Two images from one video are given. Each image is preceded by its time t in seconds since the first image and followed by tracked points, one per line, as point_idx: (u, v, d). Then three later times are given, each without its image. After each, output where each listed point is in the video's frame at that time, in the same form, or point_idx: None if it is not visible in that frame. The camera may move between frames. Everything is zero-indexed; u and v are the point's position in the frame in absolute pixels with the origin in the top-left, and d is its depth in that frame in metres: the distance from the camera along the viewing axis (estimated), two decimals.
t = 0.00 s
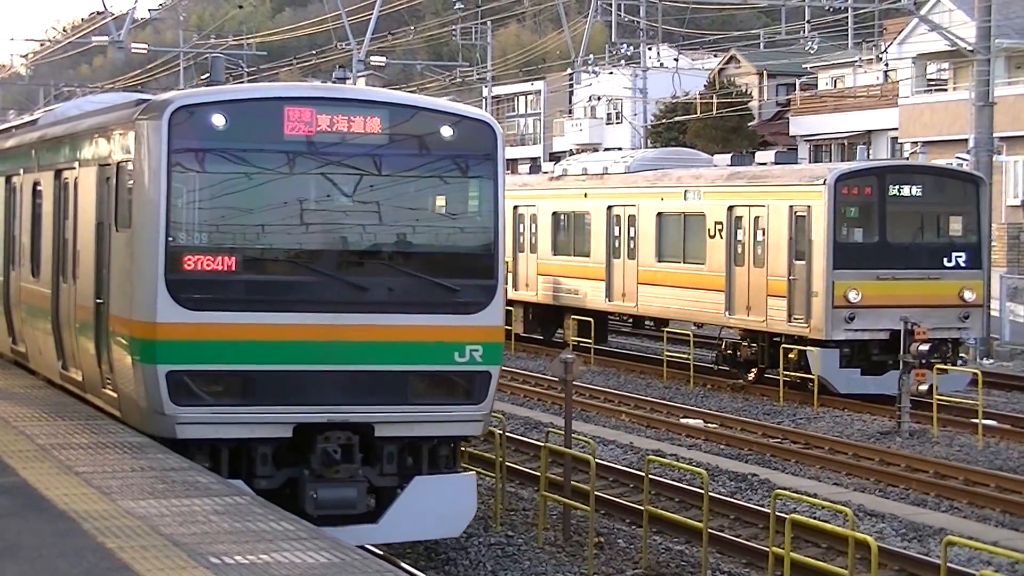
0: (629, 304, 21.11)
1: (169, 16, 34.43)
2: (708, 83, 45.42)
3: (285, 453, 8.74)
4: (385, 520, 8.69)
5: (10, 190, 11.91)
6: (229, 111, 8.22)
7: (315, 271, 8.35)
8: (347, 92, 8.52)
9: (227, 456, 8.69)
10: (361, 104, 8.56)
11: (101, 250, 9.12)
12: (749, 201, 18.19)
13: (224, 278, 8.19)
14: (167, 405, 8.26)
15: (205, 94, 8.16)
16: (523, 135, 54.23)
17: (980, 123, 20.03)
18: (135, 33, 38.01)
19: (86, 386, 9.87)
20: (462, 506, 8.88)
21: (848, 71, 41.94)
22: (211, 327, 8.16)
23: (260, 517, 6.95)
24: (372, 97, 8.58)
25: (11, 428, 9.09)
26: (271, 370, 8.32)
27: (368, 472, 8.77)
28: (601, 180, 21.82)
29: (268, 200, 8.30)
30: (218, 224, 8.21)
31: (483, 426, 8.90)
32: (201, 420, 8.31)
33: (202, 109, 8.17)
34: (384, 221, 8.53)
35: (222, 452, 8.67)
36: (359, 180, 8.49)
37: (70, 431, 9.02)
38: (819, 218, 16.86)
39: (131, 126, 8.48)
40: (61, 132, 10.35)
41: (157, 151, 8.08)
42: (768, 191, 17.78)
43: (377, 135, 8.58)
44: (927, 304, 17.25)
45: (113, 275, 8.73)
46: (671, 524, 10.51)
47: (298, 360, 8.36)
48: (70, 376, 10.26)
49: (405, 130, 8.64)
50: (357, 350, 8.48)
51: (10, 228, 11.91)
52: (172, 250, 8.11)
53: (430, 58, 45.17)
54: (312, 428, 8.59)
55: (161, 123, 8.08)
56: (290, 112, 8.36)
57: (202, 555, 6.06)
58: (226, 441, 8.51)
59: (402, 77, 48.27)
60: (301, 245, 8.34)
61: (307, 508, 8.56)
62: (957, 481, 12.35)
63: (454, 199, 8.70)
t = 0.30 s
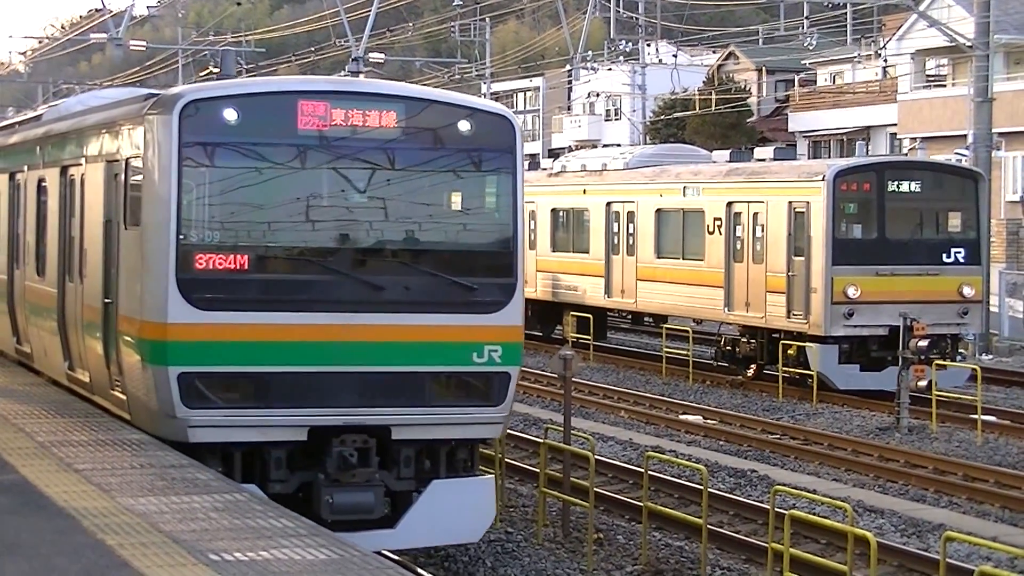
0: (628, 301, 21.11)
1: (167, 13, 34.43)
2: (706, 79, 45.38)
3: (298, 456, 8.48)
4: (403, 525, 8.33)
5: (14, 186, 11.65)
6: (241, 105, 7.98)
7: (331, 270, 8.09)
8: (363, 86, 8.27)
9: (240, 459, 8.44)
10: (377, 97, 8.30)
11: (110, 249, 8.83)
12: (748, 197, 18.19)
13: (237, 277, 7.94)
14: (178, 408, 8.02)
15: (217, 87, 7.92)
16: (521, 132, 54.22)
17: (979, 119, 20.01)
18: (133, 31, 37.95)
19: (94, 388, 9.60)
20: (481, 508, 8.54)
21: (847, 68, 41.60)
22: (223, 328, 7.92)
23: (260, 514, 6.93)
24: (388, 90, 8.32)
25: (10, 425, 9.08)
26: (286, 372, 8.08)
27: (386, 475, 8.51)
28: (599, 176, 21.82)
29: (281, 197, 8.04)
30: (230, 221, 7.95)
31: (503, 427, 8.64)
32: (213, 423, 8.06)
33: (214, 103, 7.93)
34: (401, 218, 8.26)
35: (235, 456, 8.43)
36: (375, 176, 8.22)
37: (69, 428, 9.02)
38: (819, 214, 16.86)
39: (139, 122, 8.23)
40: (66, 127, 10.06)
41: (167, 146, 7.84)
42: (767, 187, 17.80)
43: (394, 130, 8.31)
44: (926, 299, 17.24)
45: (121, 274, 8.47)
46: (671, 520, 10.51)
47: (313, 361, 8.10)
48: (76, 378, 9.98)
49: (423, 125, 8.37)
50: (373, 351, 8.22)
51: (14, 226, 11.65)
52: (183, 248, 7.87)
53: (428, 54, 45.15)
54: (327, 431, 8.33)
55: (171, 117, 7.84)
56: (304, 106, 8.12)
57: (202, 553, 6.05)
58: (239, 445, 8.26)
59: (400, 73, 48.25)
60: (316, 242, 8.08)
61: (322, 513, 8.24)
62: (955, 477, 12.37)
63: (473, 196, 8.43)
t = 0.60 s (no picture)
0: (626, 299, 21.11)
1: (164, 10, 34.41)
2: (705, 77, 45.40)
3: (314, 461, 8.22)
4: (422, 533, 8.07)
5: (18, 184, 11.38)
6: (255, 100, 7.72)
7: (349, 271, 7.82)
8: (381, 81, 7.99)
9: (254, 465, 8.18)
10: (395, 92, 8.01)
11: (119, 250, 8.54)
12: (746, 195, 18.19)
13: (251, 277, 7.67)
14: (191, 412, 7.73)
15: (230, 82, 7.66)
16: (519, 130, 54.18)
17: (977, 117, 20.01)
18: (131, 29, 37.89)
19: (102, 391, 9.29)
20: (503, 517, 8.27)
21: (845, 66, 41.71)
22: (238, 331, 7.65)
23: (257, 512, 6.91)
24: (406, 85, 8.04)
25: (6, 423, 9.07)
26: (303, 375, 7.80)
27: (404, 482, 8.24)
28: (597, 175, 21.81)
29: (296, 195, 7.78)
30: (244, 218, 7.68)
31: (524, 433, 8.35)
32: (227, 428, 7.78)
33: (227, 98, 7.66)
34: (420, 216, 7.99)
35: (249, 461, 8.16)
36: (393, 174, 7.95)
37: (65, 426, 9.00)
38: (817, 212, 16.87)
39: (149, 116, 7.97)
40: (72, 123, 9.75)
41: (179, 143, 7.57)
42: (765, 185, 17.79)
43: (413, 126, 8.03)
44: (925, 297, 17.20)
45: (129, 274, 8.20)
46: (668, 518, 10.50)
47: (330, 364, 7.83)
48: (84, 381, 9.69)
49: (443, 122, 8.09)
50: (391, 354, 7.94)
51: (18, 226, 11.37)
52: (196, 248, 7.59)
53: (426, 52, 45.14)
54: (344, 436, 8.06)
55: (183, 113, 7.58)
56: (320, 102, 7.86)
57: (199, 550, 6.05)
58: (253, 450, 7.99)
59: (397, 71, 48.24)
60: (333, 241, 7.81)
61: (339, 521, 7.99)
62: (953, 476, 12.37)
63: (493, 195, 8.16)
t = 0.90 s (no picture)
0: (626, 298, 21.12)
1: (166, 9, 34.47)
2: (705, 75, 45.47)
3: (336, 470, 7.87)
4: (448, 544, 7.71)
5: (26, 182, 11.30)
6: (277, 95, 7.39)
7: (373, 271, 7.48)
8: (407, 74, 7.67)
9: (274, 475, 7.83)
10: (422, 87, 7.68)
11: (134, 252, 8.27)
12: (746, 194, 18.19)
13: (273, 278, 7.33)
14: (210, 419, 7.39)
15: (251, 75, 7.34)
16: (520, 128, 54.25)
17: (978, 116, 20.01)
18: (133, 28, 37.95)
19: (116, 395, 9.07)
20: (531, 527, 7.92)
21: (846, 64, 41.79)
22: (259, 334, 7.31)
23: (258, 511, 6.90)
24: (434, 79, 7.71)
25: (6, 422, 9.07)
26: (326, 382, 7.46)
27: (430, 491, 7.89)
28: (598, 173, 21.82)
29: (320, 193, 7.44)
30: (263, 216, 7.34)
31: (554, 440, 8.03)
32: (247, 436, 7.44)
33: (247, 93, 7.33)
34: (447, 214, 7.66)
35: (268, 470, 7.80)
36: (419, 171, 7.61)
37: (66, 425, 9.00)
38: (817, 210, 16.88)
39: (166, 112, 7.64)
40: (85, 119, 9.56)
41: (198, 138, 7.24)
42: (765, 184, 17.78)
43: (441, 122, 7.71)
44: (926, 296, 17.18)
45: (145, 275, 7.89)
46: (668, 517, 10.50)
47: (355, 370, 7.50)
48: (96, 386, 9.47)
49: (471, 118, 7.76)
50: (418, 358, 7.60)
51: (26, 226, 11.25)
52: (215, 247, 7.26)
53: (427, 51, 45.20)
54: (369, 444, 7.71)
55: (202, 107, 7.25)
56: (344, 96, 7.53)
57: (199, 549, 6.05)
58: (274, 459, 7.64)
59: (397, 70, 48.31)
60: (358, 240, 7.48)
61: (363, 533, 7.61)
62: (954, 474, 12.37)
63: (523, 193, 7.84)
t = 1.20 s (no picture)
0: (623, 296, 21.15)
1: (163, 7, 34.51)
2: (702, 74, 45.56)
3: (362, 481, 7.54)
4: (476, 557, 7.37)
5: (33, 180, 11.23)
6: (299, 88, 7.06)
7: (394, 272, 7.13)
8: (434, 67, 7.33)
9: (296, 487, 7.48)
10: (449, 80, 7.34)
11: (148, 253, 8.03)
12: (743, 192, 18.21)
13: (295, 280, 6.98)
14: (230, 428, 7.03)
15: (272, 68, 7.00)
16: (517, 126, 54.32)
17: (974, 114, 20.04)
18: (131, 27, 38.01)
19: (128, 402, 8.84)
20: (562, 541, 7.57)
21: (844, 62, 41.93)
22: (280, 339, 6.96)
23: (255, 509, 6.87)
24: (461, 72, 7.38)
25: (3, 421, 9.07)
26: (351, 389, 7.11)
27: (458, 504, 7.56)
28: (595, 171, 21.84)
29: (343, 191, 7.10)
30: (285, 215, 6.99)
31: (587, 449, 7.69)
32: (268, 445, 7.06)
33: (268, 86, 7.00)
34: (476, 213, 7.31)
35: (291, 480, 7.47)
36: (446, 169, 7.28)
37: (64, 423, 9.01)
38: (815, 209, 16.90)
39: (183, 107, 7.30)
40: (93, 115, 9.41)
41: (216, 135, 6.89)
42: (763, 182, 17.79)
43: (470, 117, 7.36)
44: (923, 294, 17.17)
45: (161, 277, 7.56)
46: (666, 516, 10.50)
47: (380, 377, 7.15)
48: (107, 391, 9.26)
49: (502, 113, 7.42)
50: (447, 364, 7.26)
51: (33, 225, 11.14)
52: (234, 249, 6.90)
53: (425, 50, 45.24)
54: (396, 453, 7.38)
55: (221, 100, 6.90)
56: (368, 90, 7.20)
57: (196, 548, 6.04)
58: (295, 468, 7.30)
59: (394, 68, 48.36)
60: (384, 239, 7.13)
61: (390, 547, 7.30)
62: (951, 472, 12.38)
63: (554, 192, 7.49)
